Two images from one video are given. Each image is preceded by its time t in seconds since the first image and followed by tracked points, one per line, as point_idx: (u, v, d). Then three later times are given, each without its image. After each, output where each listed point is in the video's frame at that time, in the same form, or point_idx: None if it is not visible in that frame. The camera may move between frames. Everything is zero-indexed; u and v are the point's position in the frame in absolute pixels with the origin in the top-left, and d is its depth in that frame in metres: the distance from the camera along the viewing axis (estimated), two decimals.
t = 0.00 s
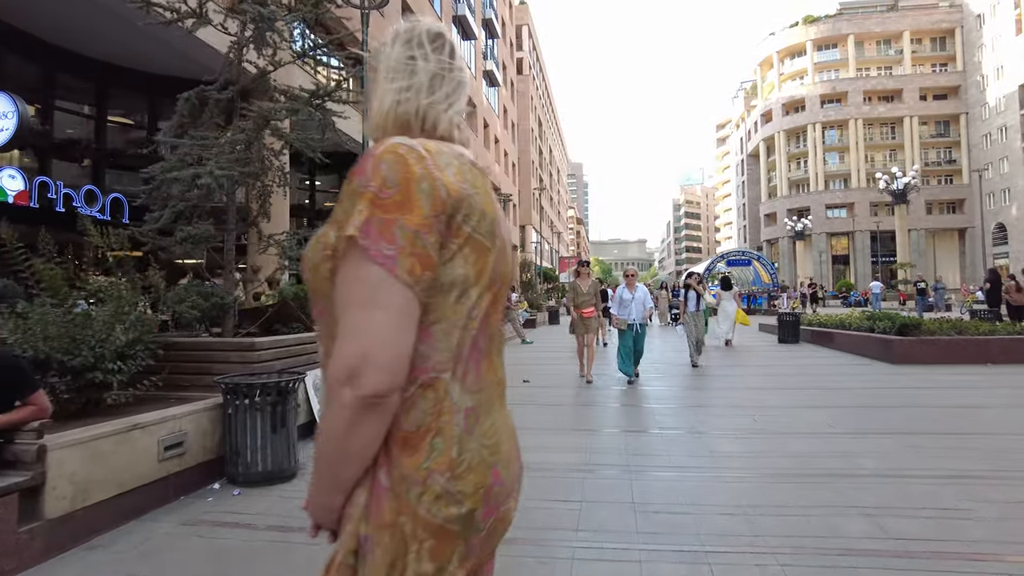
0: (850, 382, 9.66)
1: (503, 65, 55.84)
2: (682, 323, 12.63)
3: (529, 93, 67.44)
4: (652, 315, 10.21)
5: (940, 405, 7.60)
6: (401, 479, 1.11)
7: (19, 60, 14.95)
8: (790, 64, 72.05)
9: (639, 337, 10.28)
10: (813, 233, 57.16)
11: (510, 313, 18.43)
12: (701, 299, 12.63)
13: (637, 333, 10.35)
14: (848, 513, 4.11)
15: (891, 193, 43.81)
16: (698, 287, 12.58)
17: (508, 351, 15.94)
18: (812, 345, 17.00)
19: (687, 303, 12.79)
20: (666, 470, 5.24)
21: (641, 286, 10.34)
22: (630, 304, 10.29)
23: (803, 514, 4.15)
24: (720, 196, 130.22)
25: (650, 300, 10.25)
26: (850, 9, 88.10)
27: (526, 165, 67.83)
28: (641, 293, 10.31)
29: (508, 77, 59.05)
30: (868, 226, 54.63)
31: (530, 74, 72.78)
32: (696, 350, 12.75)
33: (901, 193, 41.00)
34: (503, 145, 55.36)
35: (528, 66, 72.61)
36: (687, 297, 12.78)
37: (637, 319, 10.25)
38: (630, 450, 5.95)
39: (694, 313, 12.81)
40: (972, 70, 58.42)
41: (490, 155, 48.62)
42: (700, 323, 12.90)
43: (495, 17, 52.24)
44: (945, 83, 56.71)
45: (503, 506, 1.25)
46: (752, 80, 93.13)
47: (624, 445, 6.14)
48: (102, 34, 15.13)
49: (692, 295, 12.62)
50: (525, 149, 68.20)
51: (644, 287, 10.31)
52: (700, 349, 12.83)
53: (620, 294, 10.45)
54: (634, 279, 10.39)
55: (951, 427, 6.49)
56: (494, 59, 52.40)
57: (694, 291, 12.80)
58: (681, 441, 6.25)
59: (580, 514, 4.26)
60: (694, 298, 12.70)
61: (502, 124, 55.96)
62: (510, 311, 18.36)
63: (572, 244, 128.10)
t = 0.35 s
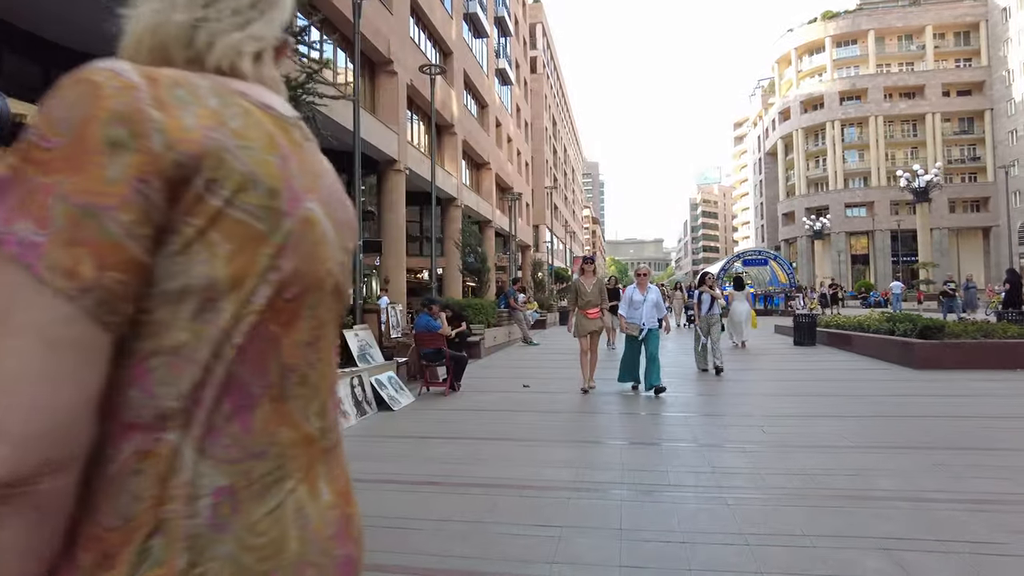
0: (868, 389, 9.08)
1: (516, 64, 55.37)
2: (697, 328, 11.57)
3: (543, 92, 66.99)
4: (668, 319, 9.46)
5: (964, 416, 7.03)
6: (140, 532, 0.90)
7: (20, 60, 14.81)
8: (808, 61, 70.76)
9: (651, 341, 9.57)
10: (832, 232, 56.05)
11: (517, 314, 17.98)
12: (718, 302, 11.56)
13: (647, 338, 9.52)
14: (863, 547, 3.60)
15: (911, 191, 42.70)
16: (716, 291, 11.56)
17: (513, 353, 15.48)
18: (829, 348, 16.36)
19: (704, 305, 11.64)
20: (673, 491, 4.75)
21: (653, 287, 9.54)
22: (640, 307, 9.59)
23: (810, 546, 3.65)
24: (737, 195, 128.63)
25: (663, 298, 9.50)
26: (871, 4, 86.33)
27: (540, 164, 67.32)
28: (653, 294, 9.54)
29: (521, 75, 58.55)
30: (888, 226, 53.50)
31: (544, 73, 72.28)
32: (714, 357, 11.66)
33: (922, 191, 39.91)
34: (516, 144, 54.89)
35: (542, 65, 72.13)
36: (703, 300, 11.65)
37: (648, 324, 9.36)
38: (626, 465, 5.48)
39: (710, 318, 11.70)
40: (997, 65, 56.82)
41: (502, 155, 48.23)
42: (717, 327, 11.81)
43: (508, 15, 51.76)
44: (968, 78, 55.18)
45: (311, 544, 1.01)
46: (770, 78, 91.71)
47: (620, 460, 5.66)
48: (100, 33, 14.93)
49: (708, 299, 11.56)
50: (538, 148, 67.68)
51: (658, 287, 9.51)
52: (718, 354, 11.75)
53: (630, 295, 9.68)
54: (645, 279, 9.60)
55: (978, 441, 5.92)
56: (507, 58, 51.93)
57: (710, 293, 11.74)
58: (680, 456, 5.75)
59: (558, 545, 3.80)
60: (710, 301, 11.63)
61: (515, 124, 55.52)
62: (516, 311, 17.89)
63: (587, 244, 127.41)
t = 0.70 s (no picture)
0: (892, 395, 8.46)
1: (532, 63, 54.85)
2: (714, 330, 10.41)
3: (560, 91, 66.43)
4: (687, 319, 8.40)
5: (997, 427, 6.42)
6: None
7: (22, 57, 14.89)
8: (832, 58, 69.08)
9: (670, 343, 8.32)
10: (857, 231, 54.69)
11: (527, 315, 17.55)
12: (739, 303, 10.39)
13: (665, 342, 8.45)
14: None
15: (940, 188, 41.38)
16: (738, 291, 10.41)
17: (520, 356, 15.01)
18: (852, 351, 15.62)
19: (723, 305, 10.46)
20: (670, 512, 4.28)
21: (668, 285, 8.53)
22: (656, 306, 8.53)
23: None
24: (759, 194, 126.83)
25: (682, 297, 8.47)
26: None
27: (558, 164, 66.71)
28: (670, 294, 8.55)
29: (537, 75, 58.04)
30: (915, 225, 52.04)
31: (562, 72, 71.74)
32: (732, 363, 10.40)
33: (952, 188, 38.69)
34: (533, 144, 54.38)
35: (559, 63, 71.39)
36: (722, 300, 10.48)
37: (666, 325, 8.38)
38: (621, 481, 4.99)
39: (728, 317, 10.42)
40: None
41: (519, 155, 47.77)
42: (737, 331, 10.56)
43: (524, 14, 51.24)
44: (1000, 72, 53.42)
45: None
46: (793, 74, 89.96)
47: (615, 475, 5.17)
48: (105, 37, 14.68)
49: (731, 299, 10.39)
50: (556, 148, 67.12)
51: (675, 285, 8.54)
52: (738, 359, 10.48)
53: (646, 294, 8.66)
54: (662, 275, 8.58)
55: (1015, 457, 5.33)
56: (523, 57, 51.44)
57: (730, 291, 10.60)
58: (681, 471, 5.25)
59: None
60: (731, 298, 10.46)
61: (532, 123, 54.97)
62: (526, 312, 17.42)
63: (607, 245, 126.31)
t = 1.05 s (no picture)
0: (903, 398, 7.91)
1: (540, 60, 54.32)
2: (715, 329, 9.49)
3: (568, 89, 65.85)
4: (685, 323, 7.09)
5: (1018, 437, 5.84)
6: None
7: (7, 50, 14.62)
8: (844, 54, 68.04)
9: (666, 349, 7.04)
10: (869, 229, 53.81)
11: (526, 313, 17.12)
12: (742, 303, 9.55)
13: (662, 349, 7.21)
14: None
15: (954, 185, 40.49)
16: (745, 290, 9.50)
17: (517, 356, 14.55)
18: (862, 351, 15.00)
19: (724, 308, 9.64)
20: (649, 536, 3.78)
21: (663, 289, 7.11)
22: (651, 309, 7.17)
23: None
24: (771, 192, 125.51)
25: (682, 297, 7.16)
26: None
27: (566, 163, 66.15)
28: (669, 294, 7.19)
29: (545, 72, 57.51)
30: (929, 223, 51.02)
31: (570, 70, 71.17)
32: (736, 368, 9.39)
33: (966, 185, 37.81)
34: (540, 142, 53.88)
35: (567, 61, 70.76)
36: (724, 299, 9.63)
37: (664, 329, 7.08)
38: (605, 498, 4.49)
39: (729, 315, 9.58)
40: None
41: (525, 153, 47.28)
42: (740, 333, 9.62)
43: (530, 10, 50.71)
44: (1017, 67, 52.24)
45: None
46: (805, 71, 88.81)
47: (596, 489, 4.68)
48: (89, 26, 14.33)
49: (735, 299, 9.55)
50: (564, 147, 66.55)
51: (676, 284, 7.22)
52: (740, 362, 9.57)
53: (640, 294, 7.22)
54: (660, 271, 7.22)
55: None
56: (530, 54, 50.90)
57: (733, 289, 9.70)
58: (668, 485, 4.75)
59: None
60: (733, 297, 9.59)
61: (539, 121, 54.45)
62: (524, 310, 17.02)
63: (617, 244, 125.46)
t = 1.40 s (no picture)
0: (902, 406, 7.43)
1: (537, 56, 53.68)
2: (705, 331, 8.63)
3: (566, 86, 65.21)
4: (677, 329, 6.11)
5: None
6: None
7: None
8: (845, 51, 67.38)
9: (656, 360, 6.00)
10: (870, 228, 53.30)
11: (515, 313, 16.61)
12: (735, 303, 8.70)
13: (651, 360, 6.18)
14: None
15: (956, 183, 39.97)
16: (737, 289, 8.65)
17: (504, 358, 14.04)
18: (861, 353, 14.48)
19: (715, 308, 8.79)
20: None
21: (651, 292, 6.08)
22: (639, 313, 6.14)
23: None
24: (771, 191, 124.88)
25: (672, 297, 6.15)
26: None
27: (564, 160, 65.59)
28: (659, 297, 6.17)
29: (543, 69, 56.89)
30: (930, 221, 50.45)
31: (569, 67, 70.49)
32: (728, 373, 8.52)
33: (969, 183, 37.30)
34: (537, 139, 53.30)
35: (566, 58, 70.03)
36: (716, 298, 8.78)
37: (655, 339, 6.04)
38: (570, 524, 4.03)
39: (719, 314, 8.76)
40: None
41: (522, 150, 46.70)
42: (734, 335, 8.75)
43: (528, 6, 50.06)
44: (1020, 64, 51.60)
45: None
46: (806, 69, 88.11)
47: (564, 513, 4.22)
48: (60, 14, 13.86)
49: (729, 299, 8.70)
50: (562, 144, 65.96)
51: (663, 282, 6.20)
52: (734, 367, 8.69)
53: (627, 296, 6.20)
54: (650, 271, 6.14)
55: None
56: (528, 50, 50.27)
57: (726, 286, 8.88)
58: (642, 507, 4.28)
59: None
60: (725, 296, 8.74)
61: (537, 118, 53.83)
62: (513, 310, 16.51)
63: (617, 242, 124.89)
